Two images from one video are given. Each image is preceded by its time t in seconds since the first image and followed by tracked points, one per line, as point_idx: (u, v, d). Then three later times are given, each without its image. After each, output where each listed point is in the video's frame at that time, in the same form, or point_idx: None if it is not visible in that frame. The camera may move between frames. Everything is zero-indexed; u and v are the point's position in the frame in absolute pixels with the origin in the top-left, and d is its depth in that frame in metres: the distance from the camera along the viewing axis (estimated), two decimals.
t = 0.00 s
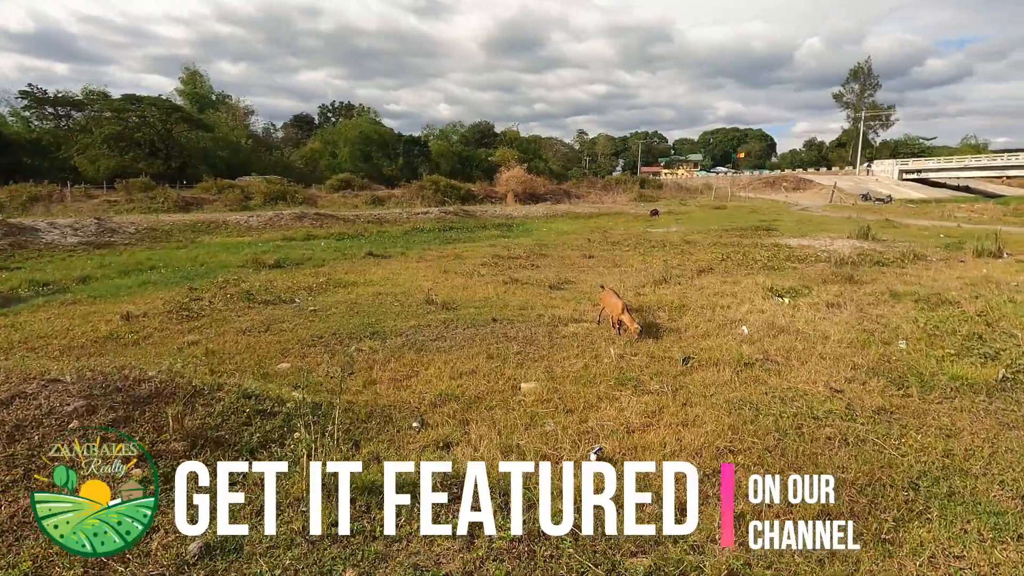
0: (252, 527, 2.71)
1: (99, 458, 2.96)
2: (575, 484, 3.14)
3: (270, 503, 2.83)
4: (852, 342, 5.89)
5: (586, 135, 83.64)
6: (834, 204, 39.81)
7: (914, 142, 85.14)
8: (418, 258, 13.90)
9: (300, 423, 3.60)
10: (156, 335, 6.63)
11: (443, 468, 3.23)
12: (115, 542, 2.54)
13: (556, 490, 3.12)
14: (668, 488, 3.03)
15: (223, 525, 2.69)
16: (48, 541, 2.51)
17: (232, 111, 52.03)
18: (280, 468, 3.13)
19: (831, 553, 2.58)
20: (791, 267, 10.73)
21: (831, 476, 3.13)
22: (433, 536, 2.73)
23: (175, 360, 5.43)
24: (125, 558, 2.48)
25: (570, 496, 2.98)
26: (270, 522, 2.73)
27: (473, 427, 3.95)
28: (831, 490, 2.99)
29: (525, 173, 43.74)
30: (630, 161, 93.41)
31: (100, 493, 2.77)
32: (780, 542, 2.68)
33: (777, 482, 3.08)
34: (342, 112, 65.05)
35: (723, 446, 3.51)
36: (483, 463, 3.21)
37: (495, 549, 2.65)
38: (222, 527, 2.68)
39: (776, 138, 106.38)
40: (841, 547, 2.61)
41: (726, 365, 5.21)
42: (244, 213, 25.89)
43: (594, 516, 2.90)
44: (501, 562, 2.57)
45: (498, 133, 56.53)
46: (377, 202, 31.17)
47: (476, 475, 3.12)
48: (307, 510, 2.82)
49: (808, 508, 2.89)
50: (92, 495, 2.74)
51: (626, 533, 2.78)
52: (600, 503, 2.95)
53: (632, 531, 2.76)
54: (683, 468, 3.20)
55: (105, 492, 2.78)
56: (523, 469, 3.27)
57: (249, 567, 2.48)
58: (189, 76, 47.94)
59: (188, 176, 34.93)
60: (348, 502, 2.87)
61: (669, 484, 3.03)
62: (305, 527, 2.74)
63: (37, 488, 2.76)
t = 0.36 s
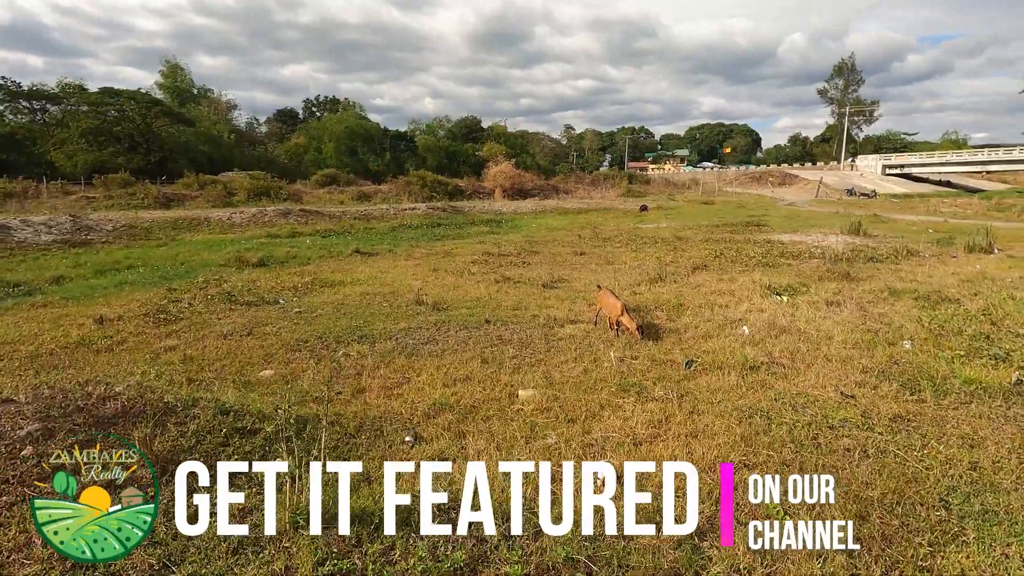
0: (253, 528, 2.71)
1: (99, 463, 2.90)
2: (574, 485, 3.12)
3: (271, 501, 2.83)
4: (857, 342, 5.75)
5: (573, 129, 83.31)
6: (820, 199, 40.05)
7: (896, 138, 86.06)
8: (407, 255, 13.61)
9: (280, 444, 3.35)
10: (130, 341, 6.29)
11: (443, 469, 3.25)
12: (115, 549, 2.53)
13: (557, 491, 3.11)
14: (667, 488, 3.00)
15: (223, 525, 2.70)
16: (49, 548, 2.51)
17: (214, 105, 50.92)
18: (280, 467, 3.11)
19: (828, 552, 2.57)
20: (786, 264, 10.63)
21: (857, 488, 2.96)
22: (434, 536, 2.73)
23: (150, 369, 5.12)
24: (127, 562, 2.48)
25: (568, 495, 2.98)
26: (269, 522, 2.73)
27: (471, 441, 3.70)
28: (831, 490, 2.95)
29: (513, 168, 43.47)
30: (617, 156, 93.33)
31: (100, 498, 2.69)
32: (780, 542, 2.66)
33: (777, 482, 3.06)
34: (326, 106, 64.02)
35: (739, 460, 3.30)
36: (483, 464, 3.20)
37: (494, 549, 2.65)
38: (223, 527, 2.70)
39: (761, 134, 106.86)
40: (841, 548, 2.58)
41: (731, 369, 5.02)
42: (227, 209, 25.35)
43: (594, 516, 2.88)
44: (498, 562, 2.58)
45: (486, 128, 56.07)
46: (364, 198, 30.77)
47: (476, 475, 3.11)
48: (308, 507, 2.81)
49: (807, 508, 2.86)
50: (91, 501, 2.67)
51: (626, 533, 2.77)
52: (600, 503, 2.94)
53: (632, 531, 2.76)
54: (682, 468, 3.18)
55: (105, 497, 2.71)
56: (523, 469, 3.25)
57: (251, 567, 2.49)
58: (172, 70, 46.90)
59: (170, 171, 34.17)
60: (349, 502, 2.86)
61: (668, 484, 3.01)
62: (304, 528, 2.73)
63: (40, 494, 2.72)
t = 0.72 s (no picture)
0: (252, 527, 2.65)
1: (99, 478, 2.76)
2: (574, 484, 3.05)
3: (270, 501, 2.77)
4: (862, 339, 5.58)
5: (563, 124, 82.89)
6: (807, 193, 40.20)
7: (881, 134, 86.82)
8: (396, 251, 13.31)
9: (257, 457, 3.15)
10: (102, 342, 5.95)
11: (443, 468, 3.20)
12: (114, 564, 2.42)
13: (557, 491, 3.03)
14: (667, 487, 2.94)
15: (223, 525, 2.65)
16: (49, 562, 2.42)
17: (197, 98, 49.85)
18: (281, 468, 3.06)
19: (829, 553, 2.51)
20: (780, 259, 10.49)
21: (879, 500, 2.77)
22: (433, 536, 2.66)
23: (119, 374, 4.82)
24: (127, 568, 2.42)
25: (568, 495, 2.92)
26: (269, 521, 2.65)
27: (462, 451, 3.46)
28: (831, 490, 2.89)
29: (503, 163, 43.19)
30: (606, 151, 93.16)
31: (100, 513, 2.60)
32: (780, 542, 2.61)
33: (776, 482, 2.98)
34: (312, 100, 63.06)
35: (750, 470, 3.08)
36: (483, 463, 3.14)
37: (489, 550, 2.57)
38: (222, 527, 2.64)
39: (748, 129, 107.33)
40: (842, 548, 2.52)
41: (735, 370, 4.81)
42: (211, 204, 24.78)
43: (594, 517, 2.81)
44: None
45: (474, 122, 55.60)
46: (352, 192, 30.33)
47: (476, 476, 3.04)
48: (306, 508, 2.76)
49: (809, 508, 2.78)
50: (91, 516, 2.58)
51: (626, 534, 2.70)
52: (601, 503, 2.87)
53: (633, 532, 2.69)
54: (683, 468, 3.08)
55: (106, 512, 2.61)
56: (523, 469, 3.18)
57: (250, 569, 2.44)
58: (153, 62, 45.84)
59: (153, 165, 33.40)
60: (347, 503, 2.80)
61: (668, 483, 2.93)
62: (304, 525, 2.66)
63: (40, 509, 2.59)
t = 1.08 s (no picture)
0: (253, 527, 2.63)
1: (98, 456, 2.88)
2: (575, 484, 3.02)
3: (270, 501, 2.75)
4: (861, 337, 5.48)
5: (550, 116, 82.44)
6: (794, 186, 40.29)
7: (864, 127, 87.57)
8: (382, 246, 13.01)
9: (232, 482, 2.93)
10: (68, 347, 5.61)
11: (444, 468, 3.16)
12: (116, 539, 2.50)
13: (557, 493, 2.99)
14: (667, 487, 2.90)
15: (223, 524, 2.63)
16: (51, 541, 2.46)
17: (177, 89, 48.62)
18: (281, 467, 3.03)
19: (827, 554, 2.48)
20: (772, 254, 10.39)
21: (901, 523, 2.59)
22: (434, 536, 2.65)
23: (85, 386, 4.50)
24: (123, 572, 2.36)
25: (569, 496, 2.89)
26: (270, 521, 2.65)
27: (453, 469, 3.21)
28: (831, 491, 2.85)
29: (490, 155, 42.82)
30: (593, 143, 92.86)
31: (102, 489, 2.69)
32: (779, 542, 2.60)
33: (776, 481, 2.95)
34: (295, 91, 61.90)
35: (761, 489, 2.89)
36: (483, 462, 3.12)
37: (489, 549, 2.56)
38: (222, 527, 2.63)
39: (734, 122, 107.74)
40: (842, 548, 2.49)
41: (735, 373, 4.63)
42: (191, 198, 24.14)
43: (594, 517, 2.79)
44: None
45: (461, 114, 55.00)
46: (337, 185, 29.83)
47: (476, 475, 3.03)
48: (306, 511, 2.75)
49: (807, 508, 2.76)
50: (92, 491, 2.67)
51: (626, 534, 2.68)
52: (600, 503, 2.85)
53: (631, 531, 2.67)
54: (683, 468, 3.04)
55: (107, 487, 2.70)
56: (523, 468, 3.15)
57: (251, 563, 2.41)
58: (129, 52, 44.53)
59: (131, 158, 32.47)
60: (348, 505, 2.80)
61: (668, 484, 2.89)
62: (305, 526, 2.68)
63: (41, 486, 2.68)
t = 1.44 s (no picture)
0: (237, 536, 2.45)
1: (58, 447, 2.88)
2: (576, 493, 2.83)
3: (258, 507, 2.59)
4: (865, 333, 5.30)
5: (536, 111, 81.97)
6: (780, 180, 40.46)
7: (847, 121, 88.39)
8: (368, 242, 12.66)
9: (197, 503, 2.61)
10: (31, 352, 5.24)
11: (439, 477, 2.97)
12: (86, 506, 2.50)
13: (558, 501, 2.80)
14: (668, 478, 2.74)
15: (208, 529, 2.45)
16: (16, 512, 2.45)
17: (155, 82, 47.40)
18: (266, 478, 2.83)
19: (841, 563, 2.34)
20: (766, 248, 10.23)
21: (936, 543, 2.37)
22: (429, 546, 2.48)
23: (45, 396, 4.16)
24: None
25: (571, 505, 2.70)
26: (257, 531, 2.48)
27: (444, 484, 2.94)
28: (844, 496, 2.69)
29: (477, 150, 42.40)
30: (580, 138, 92.65)
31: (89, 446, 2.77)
32: (787, 545, 2.44)
33: (786, 486, 2.79)
34: (278, 85, 60.77)
35: (780, 503, 2.67)
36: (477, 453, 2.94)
37: (489, 561, 2.39)
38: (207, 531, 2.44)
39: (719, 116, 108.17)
40: (860, 558, 2.33)
41: (739, 373, 4.42)
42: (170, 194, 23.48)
43: (597, 525, 2.62)
44: None
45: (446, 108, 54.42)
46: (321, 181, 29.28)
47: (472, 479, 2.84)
48: (294, 523, 2.57)
49: (820, 514, 2.60)
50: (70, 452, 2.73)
51: (629, 542, 2.52)
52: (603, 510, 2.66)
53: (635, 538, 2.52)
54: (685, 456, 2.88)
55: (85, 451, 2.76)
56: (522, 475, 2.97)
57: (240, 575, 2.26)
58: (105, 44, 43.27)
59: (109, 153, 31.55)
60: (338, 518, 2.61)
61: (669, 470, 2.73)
62: (290, 541, 2.48)
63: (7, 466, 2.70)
